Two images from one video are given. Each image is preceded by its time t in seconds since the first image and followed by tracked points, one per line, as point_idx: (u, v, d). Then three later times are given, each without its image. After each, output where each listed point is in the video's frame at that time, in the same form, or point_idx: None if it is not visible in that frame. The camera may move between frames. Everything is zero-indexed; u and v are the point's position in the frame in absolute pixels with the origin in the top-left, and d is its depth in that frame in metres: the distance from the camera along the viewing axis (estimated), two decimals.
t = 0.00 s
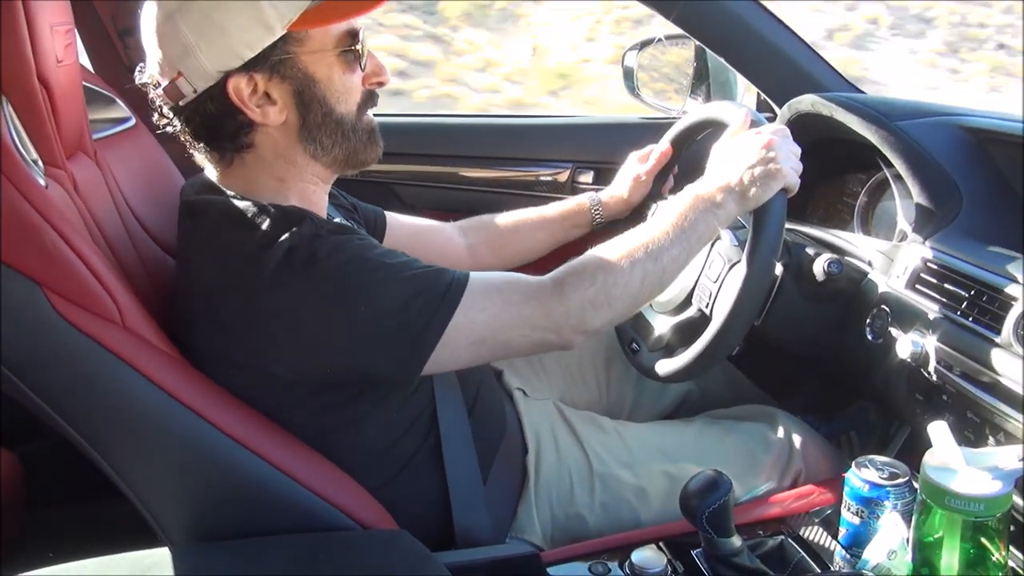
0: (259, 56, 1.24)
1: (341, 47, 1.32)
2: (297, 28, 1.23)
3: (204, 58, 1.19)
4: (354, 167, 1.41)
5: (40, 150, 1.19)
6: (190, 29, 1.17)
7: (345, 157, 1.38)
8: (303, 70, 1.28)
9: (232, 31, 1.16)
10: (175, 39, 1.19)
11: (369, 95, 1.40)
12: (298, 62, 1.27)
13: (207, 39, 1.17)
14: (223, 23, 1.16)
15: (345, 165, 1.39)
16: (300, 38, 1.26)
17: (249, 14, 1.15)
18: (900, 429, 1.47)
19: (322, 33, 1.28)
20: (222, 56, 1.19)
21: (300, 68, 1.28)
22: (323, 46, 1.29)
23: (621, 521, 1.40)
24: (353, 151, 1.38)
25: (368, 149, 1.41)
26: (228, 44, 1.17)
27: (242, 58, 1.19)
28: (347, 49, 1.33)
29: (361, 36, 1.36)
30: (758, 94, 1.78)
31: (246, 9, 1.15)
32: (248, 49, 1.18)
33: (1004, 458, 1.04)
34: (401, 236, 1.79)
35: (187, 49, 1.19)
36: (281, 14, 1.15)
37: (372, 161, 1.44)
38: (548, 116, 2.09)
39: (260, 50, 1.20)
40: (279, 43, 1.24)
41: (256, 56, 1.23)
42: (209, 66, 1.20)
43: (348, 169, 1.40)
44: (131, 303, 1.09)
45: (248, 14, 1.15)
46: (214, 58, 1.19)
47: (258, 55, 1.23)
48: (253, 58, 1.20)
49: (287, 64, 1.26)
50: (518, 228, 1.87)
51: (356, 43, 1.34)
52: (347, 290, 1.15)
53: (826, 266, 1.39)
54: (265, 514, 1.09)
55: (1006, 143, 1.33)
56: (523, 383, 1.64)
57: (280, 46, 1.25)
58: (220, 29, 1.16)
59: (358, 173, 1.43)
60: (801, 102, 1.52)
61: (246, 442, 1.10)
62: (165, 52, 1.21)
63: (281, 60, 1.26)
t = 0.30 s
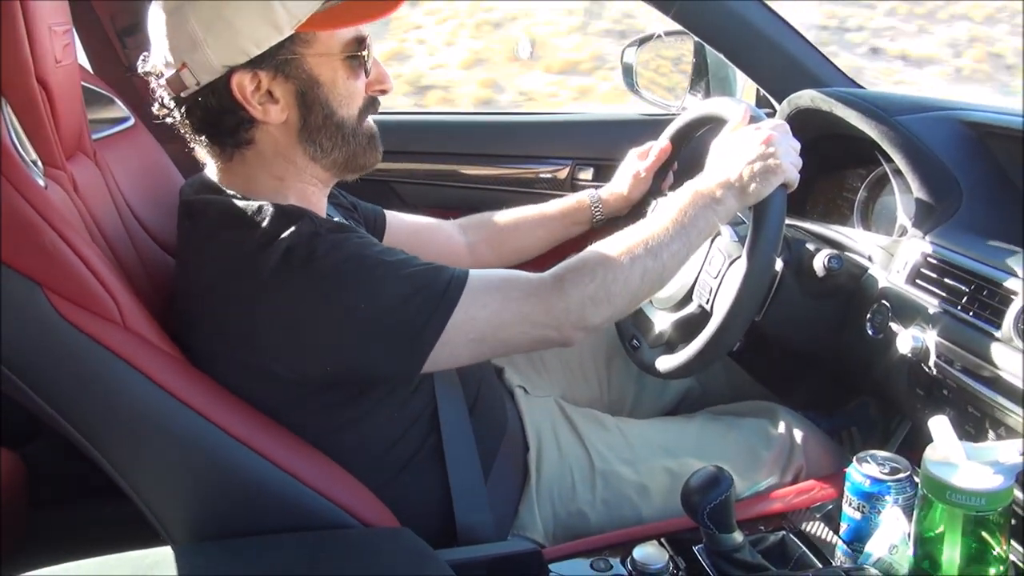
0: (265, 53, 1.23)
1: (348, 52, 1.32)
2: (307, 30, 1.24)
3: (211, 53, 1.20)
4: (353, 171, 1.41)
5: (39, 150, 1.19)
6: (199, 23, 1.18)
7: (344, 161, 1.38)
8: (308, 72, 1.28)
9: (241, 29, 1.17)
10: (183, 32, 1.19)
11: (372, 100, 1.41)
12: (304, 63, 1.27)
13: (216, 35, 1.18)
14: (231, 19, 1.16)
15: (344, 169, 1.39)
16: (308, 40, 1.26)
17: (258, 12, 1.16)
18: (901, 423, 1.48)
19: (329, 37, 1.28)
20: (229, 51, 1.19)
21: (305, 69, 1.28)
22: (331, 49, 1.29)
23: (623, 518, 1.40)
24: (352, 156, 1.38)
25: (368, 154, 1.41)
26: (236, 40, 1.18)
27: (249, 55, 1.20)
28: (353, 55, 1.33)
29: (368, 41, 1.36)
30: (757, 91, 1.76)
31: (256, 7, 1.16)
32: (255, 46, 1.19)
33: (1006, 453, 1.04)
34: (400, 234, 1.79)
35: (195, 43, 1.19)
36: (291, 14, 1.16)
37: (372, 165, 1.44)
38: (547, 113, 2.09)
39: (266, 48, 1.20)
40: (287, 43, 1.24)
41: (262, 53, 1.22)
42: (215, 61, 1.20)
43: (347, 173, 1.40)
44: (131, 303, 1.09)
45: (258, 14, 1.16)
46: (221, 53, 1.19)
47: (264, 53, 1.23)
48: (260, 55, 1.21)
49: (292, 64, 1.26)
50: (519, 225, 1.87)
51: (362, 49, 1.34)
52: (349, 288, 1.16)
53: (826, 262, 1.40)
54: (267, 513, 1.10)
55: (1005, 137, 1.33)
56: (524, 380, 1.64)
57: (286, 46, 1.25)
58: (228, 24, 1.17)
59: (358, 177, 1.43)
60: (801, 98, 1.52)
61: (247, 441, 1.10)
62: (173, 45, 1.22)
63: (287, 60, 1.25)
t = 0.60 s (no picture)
0: (263, 50, 1.23)
1: (346, 48, 1.31)
2: (303, 26, 1.23)
3: (209, 49, 1.19)
4: (352, 167, 1.41)
5: (38, 147, 1.19)
6: (195, 19, 1.17)
7: (343, 157, 1.37)
8: (306, 68, 1.28)
9: (239, 26, 1.17)
10: (181, 27, 1.19)
11: (371, 97, 1.40)
12: (302, 59, 1.27)
13: (213, 30, 1.17)
14: (230, 16, 1.16)
15: (343, 166, 1.39)
16: (306, 36, 1.26)
17: (256, 8, 1.16)
18: (900, 417, 1.49)
19: (328, 33, 1.28)
20: (228, 48, 1.19)
21: (303, 66, 1.28)
22: (329, 45, 1.29)
23: (622, 514, 1.41)
24: (351, 153, 1.38)
25: (367, 152, 1.41)
26: (234, 36, 1.18)
27: (247, 52, 1.20)
28: (351, 51, 1.32)
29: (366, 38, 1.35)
30: (756, 87, 1.77)
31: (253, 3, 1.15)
32: (253, 43, 1.19)
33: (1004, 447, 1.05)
34: (399, 230, 1.79)
35: (192, 40, 1.19)
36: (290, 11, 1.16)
37: (372, 162, 1.44)
38: (545, 110, 2.09)
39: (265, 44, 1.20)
40: (284, 40, 1.24)
41: (260, 49, 1.22)
42: (213, 57, 1.20)
43: (345, 170, 1.40)
44: (131, 300, 1.09)
45: (258, 12, 1.16)
46: (218, 50, 1.19)
47: (261, 50, 1.23)
48: (258, 52, 1.20)
49: (290, 60, 1.26)
50: (518, 220, 1.87)
51: (361, 45, 1.33)
52: (347, 285, 1.16)
53: (825, 257, 1.40)
54: (268, 510, 1.10)
55: (1005, 134, 1.33)
56: (524, 376, 1.65)
57: (284, 42, 1.25)
58: (226, 20, 1.16)
59: (356, 173, 1.43)
60: (799, 93, 1.52)
61: (247, 437, 1.10)
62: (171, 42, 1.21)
63: (285, 56, 1.26)
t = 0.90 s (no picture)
0: (249, 42, 1.23)
1: (334, 32, 1.32)
2: (287, 16, 1.22)
3: (195, 46, 1.20)
4: (347, 155, 1.42)
5: (37, 140, 1.19)
6: (180, 18, 1.19)
7: (337, 144, 1.38)
8: (295, 56, 1.28)
9: (223, 21, 1.18)
10: (166, 28, 1.21)
11: (363, 80, 1.42)
12: (290, 48, 1.27)
13: (200, 28, 1.19)
14: (214, 12, 1.18)
15: (338, 152, 1.40)
16: (292, 25, 1.26)
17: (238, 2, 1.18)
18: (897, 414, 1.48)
19: (315, 19, 1.28)
20: (213, 45, 1.20)
21: (292, 55, 1.27)
22: (316, 30, 1.29)
23: (620, 509, 1.40)
24: (345, 139, 1.39)
25: (362, 137, 1.42)
26: (219, 32, 1.19)
27: (233, 46, 1.21)
28: (338, 35, 1.33)
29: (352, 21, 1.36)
30: (756, 83, 1.76)
31: None
32: (239, 37, 1.20)
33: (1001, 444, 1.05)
34: (398, 223, 1.78)
35: (178, 38, 1.20)
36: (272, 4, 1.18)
37: (367, 147, 1.45)
38: (544, 105, 2.08)
39: (251, 37, 1.22)
40: (271, 29, 1.24)
41: (246, 42, 1.22)
42: (198, 53, 1.21)
43: (338, 157, 1.41)
44: (129, 293, 1.09)
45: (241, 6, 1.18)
46: (205, 46, 1.20)
47: (248, 42, 1.23)
48: (245, 45, 1.22)
49: (278, 50, 1.26)
50: (517, 214, 1.87)
51: (348, 29, 1.34)
52: (344, 278, 1.16)
53: (823, 253, 1.40)
54: (265, 503, 1.10)
55: (1006, 131, 1.31)
56: (522, 371, 1.65)
57: (270, 32, 1.24)
58: (210, 17, 1.18)
59: (352, 161, 1.44)
60: (796, 89, 1.52)
61: (244, 431, 1.10)
62: (158, 41, 1.22)
63: (273, 46, 1.25)
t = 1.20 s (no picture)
0: (240, 44, 1.22)
1: (329, 35, 1.30)
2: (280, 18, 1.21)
3: (186, 46, 1.21)
4: (347, 156, 1.40)
5: (36, 139, 1.19)
6: (172, 16, 1.19)
7: (334, 146, 1.37)
8: (287, 59, 1.27)
9: (214, 21, 1.18)
10: (159, 27, 1.21)
11: (361, 82, 1.40)
12: (282, 50, 1.26)
13: (191, 27, 1.19)
14: (205, 12, 1.17)
15: (336, 155, 1.38)
16: (284, 27, 1.24)
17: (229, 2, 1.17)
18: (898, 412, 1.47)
19: (308, 21, 1.26)
20: (204, 45, 1.20)
21: (284, 57, 1.26)
22: (309, 33, 1.27)
23: (621, 508, 1.40)
24: (343, 140, 1.37)
25: (361, 138, 1.40)
26: (209, 32, 1.19)
27: (223, 48, 1.21)
28: (334, 37, 1.31)
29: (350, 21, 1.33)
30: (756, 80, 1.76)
31: None
32: (228, 38, 1.20)
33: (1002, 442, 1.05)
34: (399, 220, 1.78)
35: (170, 38, 1.21)
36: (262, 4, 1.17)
37: (368, 149, 1.43)
38: (543, 103, 2.08)
39: (243, 39, 1.21)
40: (262, 31, 1.22)
41: (237, 44, 1.22)
42: (189, 54, 1.21)
43: (340, 157, 1.40)
44: (129, 293, 1.09)
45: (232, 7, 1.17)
46: (195, 46, 1.20)
47: (240, 44, 1.22)
48: (236, 47, 1.22)
49: (270, 53, 1.25)
50: (517, 211, 1.87)
51: (343, 30, 1.32)
52: (345, 279, 1.16)
53: (824, 252, 1.40)
54: (266, 503, 1.10)
55: (1005, 127, 1.31)
56: (523, 370, 1.65)
57: (262, 35, 1.23)
58: (202, 17, 1.18)
59: (352, 161, 1.43)
60: (799, 87, 1.52)
61: (245, 431, 1.10)
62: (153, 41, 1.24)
63: (264, 48, 1.24)
